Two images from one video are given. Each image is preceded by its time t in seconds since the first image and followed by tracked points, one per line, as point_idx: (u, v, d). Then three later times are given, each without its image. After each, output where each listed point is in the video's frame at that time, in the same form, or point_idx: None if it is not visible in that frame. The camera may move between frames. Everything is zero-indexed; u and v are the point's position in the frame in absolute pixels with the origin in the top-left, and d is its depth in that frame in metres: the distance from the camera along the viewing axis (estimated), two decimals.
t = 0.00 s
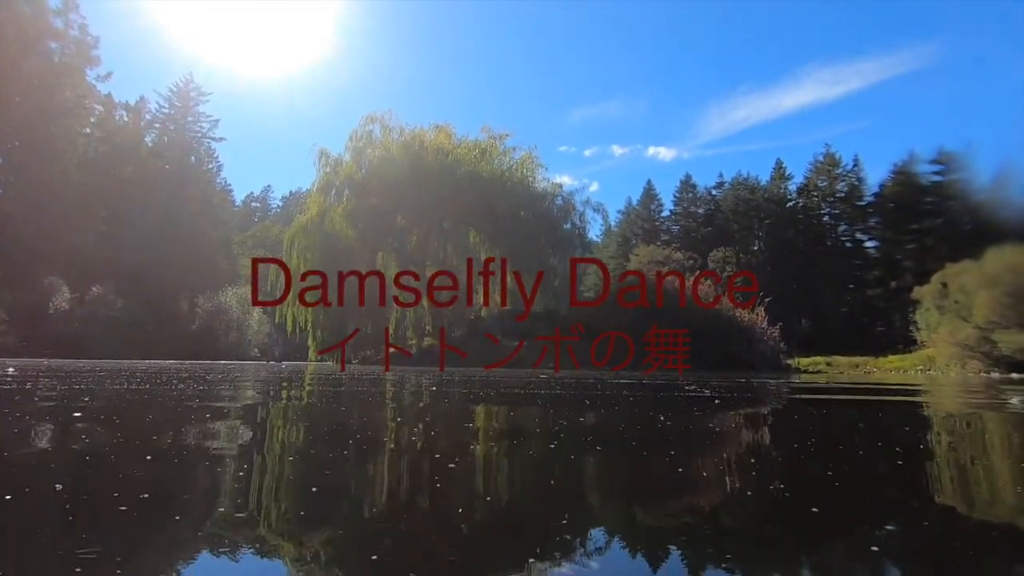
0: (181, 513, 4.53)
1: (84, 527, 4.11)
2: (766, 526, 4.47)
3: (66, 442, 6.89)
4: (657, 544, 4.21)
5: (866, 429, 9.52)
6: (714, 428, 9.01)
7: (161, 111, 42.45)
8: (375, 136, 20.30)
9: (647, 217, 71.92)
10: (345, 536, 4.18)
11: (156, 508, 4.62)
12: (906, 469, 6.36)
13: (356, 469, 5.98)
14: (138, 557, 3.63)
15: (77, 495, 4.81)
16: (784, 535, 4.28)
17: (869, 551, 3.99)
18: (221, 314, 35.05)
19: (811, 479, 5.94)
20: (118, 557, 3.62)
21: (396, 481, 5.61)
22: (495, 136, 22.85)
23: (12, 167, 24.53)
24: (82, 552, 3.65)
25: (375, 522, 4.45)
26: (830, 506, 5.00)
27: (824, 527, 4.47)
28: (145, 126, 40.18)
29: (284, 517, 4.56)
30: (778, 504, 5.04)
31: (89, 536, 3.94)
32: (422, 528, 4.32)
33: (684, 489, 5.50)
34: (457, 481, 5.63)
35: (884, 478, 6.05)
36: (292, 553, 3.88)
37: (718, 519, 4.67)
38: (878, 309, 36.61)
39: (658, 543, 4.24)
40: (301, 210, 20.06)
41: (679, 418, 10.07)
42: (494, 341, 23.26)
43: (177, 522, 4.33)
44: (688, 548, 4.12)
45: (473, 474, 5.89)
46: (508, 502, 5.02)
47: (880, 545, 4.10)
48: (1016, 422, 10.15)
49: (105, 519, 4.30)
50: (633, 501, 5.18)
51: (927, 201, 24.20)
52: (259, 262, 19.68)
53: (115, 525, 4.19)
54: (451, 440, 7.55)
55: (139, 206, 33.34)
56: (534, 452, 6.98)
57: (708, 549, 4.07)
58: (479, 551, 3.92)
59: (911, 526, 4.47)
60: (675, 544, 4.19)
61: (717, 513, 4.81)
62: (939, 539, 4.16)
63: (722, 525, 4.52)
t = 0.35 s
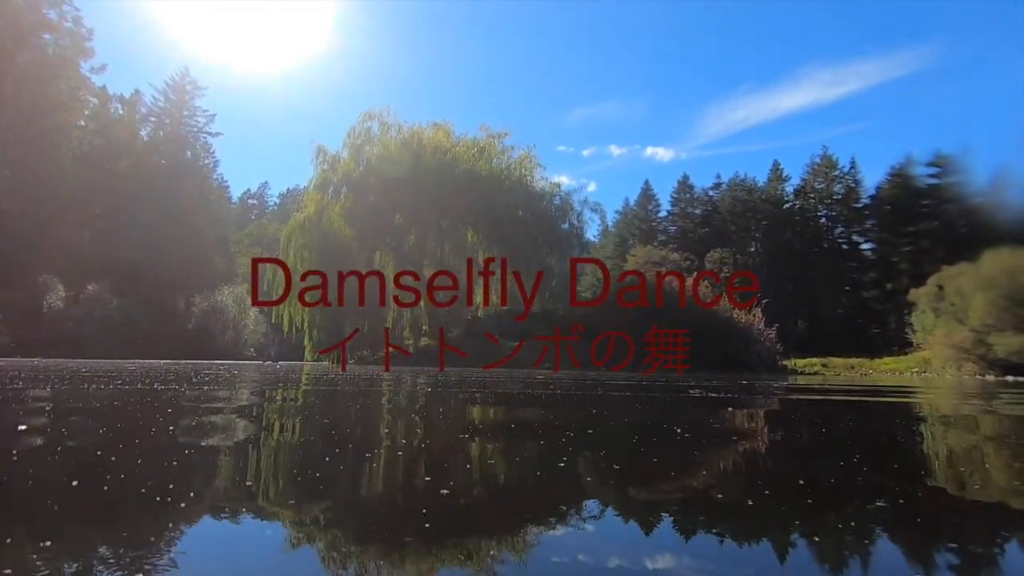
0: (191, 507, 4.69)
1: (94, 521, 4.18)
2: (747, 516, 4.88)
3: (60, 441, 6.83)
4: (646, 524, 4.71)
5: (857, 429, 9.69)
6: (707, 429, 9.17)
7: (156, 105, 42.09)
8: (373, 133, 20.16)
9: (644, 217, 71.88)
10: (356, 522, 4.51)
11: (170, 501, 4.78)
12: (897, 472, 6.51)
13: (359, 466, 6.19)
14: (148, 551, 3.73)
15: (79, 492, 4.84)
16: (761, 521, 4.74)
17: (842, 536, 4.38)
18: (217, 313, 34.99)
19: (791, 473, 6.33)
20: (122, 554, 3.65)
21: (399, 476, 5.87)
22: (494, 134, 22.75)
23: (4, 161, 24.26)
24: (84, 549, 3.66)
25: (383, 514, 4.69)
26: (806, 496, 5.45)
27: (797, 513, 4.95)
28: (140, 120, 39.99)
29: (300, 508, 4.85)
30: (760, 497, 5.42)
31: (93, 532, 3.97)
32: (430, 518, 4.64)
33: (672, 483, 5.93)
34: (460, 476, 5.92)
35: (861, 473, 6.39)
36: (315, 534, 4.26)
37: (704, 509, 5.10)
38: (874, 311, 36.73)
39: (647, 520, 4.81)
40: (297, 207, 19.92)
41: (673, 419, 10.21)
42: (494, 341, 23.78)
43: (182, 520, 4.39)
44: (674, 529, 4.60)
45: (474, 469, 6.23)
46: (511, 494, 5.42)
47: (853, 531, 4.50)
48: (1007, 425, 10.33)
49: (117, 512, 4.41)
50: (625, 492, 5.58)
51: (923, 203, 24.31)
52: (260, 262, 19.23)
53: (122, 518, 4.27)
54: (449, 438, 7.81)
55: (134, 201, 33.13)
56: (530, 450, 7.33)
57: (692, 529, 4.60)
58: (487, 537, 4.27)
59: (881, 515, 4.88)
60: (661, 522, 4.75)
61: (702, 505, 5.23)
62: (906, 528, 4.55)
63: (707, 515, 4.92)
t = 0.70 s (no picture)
0: (183, 501, 4.60)
1: (85, 515, 4.10)
2: (743, 507, 4.88)
3: (49, 436, 6.71)
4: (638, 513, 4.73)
5: (855, 429, 9.63)
6: (705, 428, 9.16)
7: (152, 98, 41.61)
8: (370, 129, 20.03)
9: (641, 216, 71.95)
10: (349, 511, 4.50)
11: (162, 496, 4.70)
12: (892, 469, 6.54)
13: (353, 459, 6.13)
14: (134, 546, 3.62)
15: (65, 487, 4.74)
16: (755, 513, 4.74)
17: (839, 529, 4.36)
18: (212, 309, 34.43)
19: (786, 469, 6.33)
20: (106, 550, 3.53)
21: (394, 469, 5.82)
22: (492, 132, 22.65)
23: None
24: (66, 543, 3.58)
25: (377, 507, 4.65)
26: (800, 489, 5.47)
27: (791, 505, 4.96)
28: (135, 114, 39.76)
29: (294, 498, 4.81)
30: (755, 491, 5.41)
31: (77, 527, 3.86)
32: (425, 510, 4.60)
33: (667, 476, 5.94)
34: (452, 469, 5.88)
35: (855, 471, 6.40)
36: (311, 523, 4.24)
37: (698, 499, 5.13)
38: (870, 312, 36.81)
39: (641, 509, 4.82)
40: (293, 203, 19.82)
41: (670, 418, 10.14)
42: (494, 340, 23.97)
43: (175, 513, 4.29)
44: (670, 517, 4.63)
45: (471, 461, 6.22)
46: (507, 484, 5.43)
47: (846, 524, 4.51)
48: (1006, 425, 10.35)
49: (107, 505, 4.35)
50: (619, 481, 5.68)
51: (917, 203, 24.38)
52: (261, 261, 18.97)
53: (108, 513, 4.18)
54: (443, 433, 7.76)
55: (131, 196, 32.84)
56: (525, 444, 7.31)
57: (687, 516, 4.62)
58: (485, 527, 4.25)
59: (874, 508, 4.90)
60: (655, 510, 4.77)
61: (697, 496, 5.23)
62: (896, 521, 4.56)
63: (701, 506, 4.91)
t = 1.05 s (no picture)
0: (177, 499, 4.54)
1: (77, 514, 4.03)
2: (741, 508, 4.83)
3: (44, 433, 6.64)
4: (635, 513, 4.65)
5: (853, 428, 9.64)
6: (704, 427, 9.12)
7: (149, 94, 41.54)
8: (369, 126, 19.98)
9: (640, 214, 72.00)
10: (345, 510, 4.45)
11: (157, 494, 4.65)
12: (891, 469, 6.51)
13: (349, 457, 6.10)
14: (127, 546, 3.57)
15: (60, 485, 4.69)
16: (754, 512, 4.70)
17: (839, 530, 4.31)
18: (210, 304, 34.01)
19: (784, 468, 6.33)
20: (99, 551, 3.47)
21: (390, 467, 5.77)
22: (490, 129, 22.58)
23: None
24: (56, 543, 3.52)
25: (373, 506, 4.60)
26: (798, 490, 5.43)
27: (789, 505, 4.92)
28: (132, 110, 39.66)
29: (290, 497, 4.77)
30: (753, 489, 5.38)
31: (68, 526, 3.80)
32: (420, 509, 4.55)
33: (663, 475, 5.93)
34: (448, 468, 5.85)
35: (851, 470, 6.41)
36: (306, 522, 4.18)
37: (695, 498, 5.11)
38: (867, 311, 36.85)
39: (638, 509, 4.77)
40: (291, 199, 19.76)
41: (668, 416, 10.17)
42: (494, 340, 23.84)
43: (169, 512, 4.24)
44: (667, 519, 4.53)
45: (467, 460, 6.21)
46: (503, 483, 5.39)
47: (846, 524, 4.47)
48: (1004, 425, 10.33)
49: (99, 504, 4.28)
50: (617, 480, 5.64)
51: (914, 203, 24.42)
52: (261, 262, 18.79)
53: (98, 512, 4.11)
54: (440, 431, 7.75)
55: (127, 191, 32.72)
56: (522, 442, 7.30)
57: (684, 521, 4.49)
58: (480, 528, 4.19)
59: (870, 507, 4.90)
60: (652, 511, 4.69)
61: (694, 495, 5.20)
62: (896, 521, 4.53)
63: (699, 506, 4.87)
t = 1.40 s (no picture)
0: (163, 503, 4.38)
1: (57, 519, 3.86)
2: (746, 513, 4.70)
3: (32, 433, 6.46)
4: (634, 519, 4.51)
5: (852, 429, 9.62)
6: (705, 428, 9.06)
7: (149, 92, 41.50)
8: (369, 125, 19.96)
9: (640, 214, 71.99)
10: (338, 515, 4.32)
11: (146, 497, 4.49)
12: (890, 470, 6.48)
13: (345, 459, 5.98)
14: (109, 553, 3.40)
15: (44, 488, 4.52)
16: (758, 517, 4.57)
17: (847, 536, 4.18)
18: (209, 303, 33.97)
19: (786, 471, 6.23)
20: (79, 558, 3.30)
21: (385, 469, 5.66)
22: (491, 128, 22.57)
23: None
24: (33, 552, 3.34)
25: (368, 511, 4.45)
26: (802, 494, 5.31)
27: (792, 510, 4.80)
28: (132, 108, 39.65)
29: (283, 500, 4.64)
30: (758, 493, 5.26)
31: (47, 532, 3.63)
32: (416, 514, 4.41)
33: (664, 480, 5.83)
34: (445, 470, 5.74)
35: (852, 472, 6.34)
36: (297, 528, 4.02)
37: (696, 500, 5.04)
38: (867, 312, 36.79)
39: (637, 514, 4.63)
40: (291, 198, 19.73)
41: (666, 417, 10.15)
42: (494, 340, 23.82)
43: (155, 516, 4.08)
44: (669, 526, 4.39)
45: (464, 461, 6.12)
46: (500, 486, 5.26)
47: (853, 530, 4.35)
48: (1002, 426, 10.35)
49: (82, 508, 4.11)
50: (617, 483, 5.55)
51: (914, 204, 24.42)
52: (261, 261, 18.75)
53: (80, 516, 3.94)
54: (437, 431, 7.68)
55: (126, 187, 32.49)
56: (519, 444, 7.22)
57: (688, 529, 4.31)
58: (477, 533, 4.06)
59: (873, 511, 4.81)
60: (652, 517, 4.56)
61: (697, 499, 5.09)
62: (901, 527, 4.42)
63: (701, 511, 4.74)
